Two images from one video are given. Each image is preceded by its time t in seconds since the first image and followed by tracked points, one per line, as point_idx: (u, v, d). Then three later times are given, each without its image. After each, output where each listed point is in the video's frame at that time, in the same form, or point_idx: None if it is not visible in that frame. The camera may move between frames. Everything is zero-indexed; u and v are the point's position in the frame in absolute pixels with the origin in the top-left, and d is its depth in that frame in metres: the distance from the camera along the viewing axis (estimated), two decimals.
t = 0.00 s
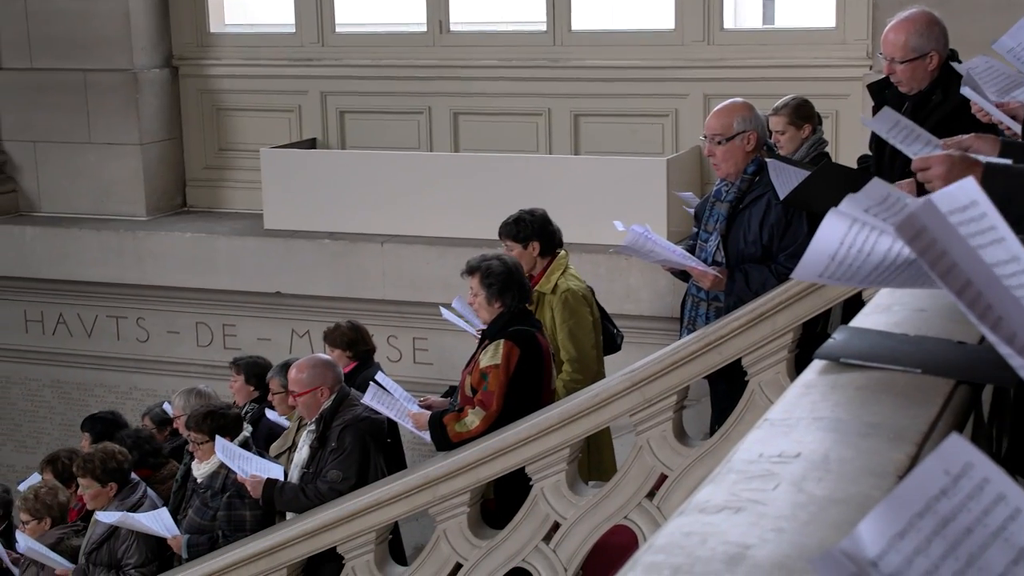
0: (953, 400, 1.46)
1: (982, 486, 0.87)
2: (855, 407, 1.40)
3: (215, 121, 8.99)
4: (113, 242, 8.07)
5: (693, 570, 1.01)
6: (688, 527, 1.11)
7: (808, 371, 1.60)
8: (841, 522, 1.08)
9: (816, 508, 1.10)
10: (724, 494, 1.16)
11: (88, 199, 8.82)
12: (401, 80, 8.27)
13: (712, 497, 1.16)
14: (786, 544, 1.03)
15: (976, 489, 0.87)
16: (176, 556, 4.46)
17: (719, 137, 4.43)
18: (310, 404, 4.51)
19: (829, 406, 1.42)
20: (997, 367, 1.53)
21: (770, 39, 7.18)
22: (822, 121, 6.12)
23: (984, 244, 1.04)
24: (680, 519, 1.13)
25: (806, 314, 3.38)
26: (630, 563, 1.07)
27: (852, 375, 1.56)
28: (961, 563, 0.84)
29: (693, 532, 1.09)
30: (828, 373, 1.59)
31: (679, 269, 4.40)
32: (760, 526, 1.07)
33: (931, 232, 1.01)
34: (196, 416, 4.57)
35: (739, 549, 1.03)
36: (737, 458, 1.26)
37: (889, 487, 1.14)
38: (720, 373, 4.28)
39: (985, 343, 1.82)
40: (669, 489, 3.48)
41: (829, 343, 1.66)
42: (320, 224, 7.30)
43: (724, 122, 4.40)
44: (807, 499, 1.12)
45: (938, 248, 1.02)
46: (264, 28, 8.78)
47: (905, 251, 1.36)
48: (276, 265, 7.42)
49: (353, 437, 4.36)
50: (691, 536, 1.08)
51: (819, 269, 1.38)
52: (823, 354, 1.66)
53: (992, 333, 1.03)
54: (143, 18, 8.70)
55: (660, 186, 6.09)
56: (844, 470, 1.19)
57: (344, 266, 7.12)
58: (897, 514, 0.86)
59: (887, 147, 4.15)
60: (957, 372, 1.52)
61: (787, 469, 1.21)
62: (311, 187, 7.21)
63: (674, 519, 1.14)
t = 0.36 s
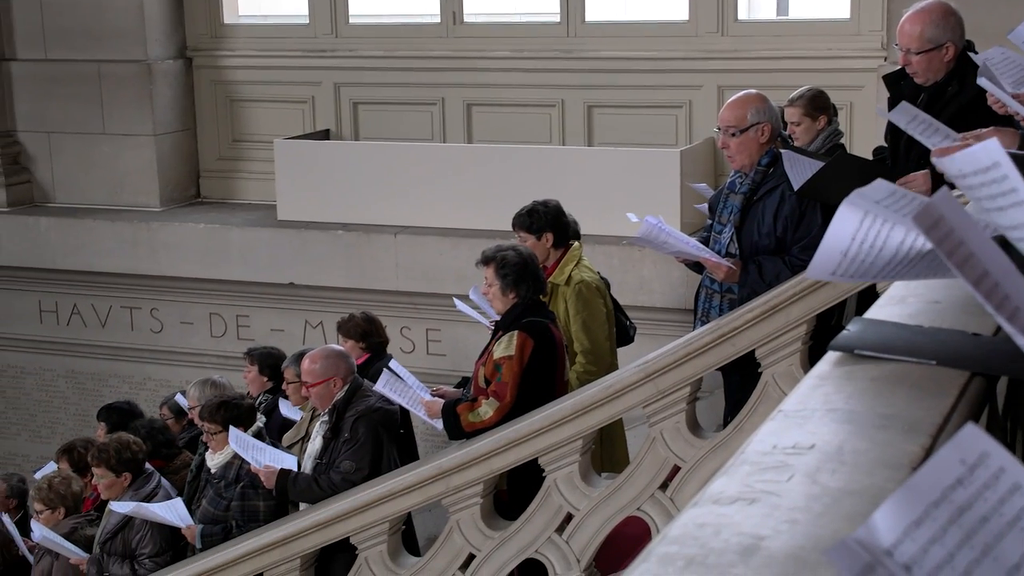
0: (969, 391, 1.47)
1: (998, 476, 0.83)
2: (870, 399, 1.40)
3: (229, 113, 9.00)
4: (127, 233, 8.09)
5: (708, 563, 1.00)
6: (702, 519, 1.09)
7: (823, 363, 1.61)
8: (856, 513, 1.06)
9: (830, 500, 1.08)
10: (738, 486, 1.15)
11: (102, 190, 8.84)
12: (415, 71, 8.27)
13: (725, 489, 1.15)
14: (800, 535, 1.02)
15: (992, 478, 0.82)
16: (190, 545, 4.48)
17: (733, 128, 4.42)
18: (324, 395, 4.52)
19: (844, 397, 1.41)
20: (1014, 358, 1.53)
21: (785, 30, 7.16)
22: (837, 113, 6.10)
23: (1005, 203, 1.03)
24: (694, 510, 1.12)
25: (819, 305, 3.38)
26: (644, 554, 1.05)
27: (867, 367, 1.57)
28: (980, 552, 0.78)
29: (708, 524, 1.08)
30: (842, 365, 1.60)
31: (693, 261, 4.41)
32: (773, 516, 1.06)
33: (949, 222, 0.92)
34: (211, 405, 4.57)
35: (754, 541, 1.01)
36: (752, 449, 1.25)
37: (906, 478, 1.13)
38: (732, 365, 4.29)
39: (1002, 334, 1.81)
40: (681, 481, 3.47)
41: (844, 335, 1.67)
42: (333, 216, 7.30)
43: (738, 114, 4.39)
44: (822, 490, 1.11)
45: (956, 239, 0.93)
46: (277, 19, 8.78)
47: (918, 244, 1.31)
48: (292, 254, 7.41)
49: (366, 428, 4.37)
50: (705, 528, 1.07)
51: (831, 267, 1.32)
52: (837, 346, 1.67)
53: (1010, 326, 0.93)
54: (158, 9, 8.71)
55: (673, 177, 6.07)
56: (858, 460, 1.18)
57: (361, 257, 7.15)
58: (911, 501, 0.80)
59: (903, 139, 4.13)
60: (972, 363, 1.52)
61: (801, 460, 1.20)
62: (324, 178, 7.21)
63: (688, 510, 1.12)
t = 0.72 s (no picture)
0: (980, 383, 1.48)
1: (1009, 469, 0.86)
2: (882, 391, 1.40)
3: (241, 103, 9.00)
4: (139, 224, 8.10)
5: (720, 553, 0.99)
6: (715, 510, 1.08)
7: (834, 355, 1.60)
8: (869, 505, 1.06)
9: (842, 492, 1.08)
10: (750, 477, 1.15)
11: (114, 181, 8.86)
12: (428, 63, 8.26)
13: (737, 480, 1.15)
14: (812, 528, 1.02)
15: (1002, 471, 0.86)
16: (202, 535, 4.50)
17: (746, 121, 4.40)
18: (334, 386, 4.51)
19: (857, 390, 1.42)
20: None
21: (798, 22, 7.14)
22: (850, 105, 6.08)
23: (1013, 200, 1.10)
24: (706, 501, 1.11)
25: (832, 297, 3.36)
26: (656, 545, 1.05)
27: (878, 360, 1.57)
28: (992, 544, 0.82)
29: (720, 514, 1.07)
30: (854, 357, 1.60)
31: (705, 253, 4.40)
32: (786, 508, 1.06)
33: (962, 214, 0.99)
34: (223, 396, 4.57)
35: (766, 532, 1.01)
36: (764, 440, 1.25)
37: (917, 470, 1.14)
38: (745, 357, 4.29)
39: (1015, 326, 1.81)
40: (693, 472, 3.48)
41: (857, 326, 1.67)
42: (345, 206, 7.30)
43: (750, 106, 4.36)
44: (834, 482, 1.11)
45: (971, 230, 0.99)
46: (290, 11, 8.78)
47: (932, 232, 1.41)
48: (305, 243, 7.44)
49: (377, 418, 4.38)
50: (717, 519, 1.06)
51: (846, 254, 1.46)
52: (851, 337, 1.66)
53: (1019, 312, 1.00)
54: None
55: (685, 168, 6.06)
56: (871, 453, 1.18)
57: (371, 248, 7.16)
58: (926, 494, 0.83)
59: (917, 131, 4.12)
60: (985, 356, 1.52)
61: (813, 452, 1.20)
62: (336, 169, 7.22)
63: (700, 501, 1.12)
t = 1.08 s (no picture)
0: (997, 375, 1.48)
1: None
2: (899, 381, 1.42)
3: (256, 94, 9.00)
4: (156, 214, 8.12)
5: (735, 544, 1.05)
6: (731, 501, 1.14)
7: (850, 346, 1.60)
8: (882, 495, 1.11)
9: (858, 482, 1.13)
10: (767, 467, 1.20)
11: (130, 171, 8.87)
12: (443, 53, 8.26)
13: (754, 470, 1.20)
14: (826, 519, 1.07)
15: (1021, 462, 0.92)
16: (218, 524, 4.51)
17: (761, 112, 4.39)
18: (349, 374, 4.53)
19: (874, 379, 1.44)
20: None
21: (815, 12, 7.10)
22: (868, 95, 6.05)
23: None
24: (724, 491, 1.17)
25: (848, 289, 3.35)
26: (674, 535, 1.11)
27: (895, 350, 1.56)
28: (1007, 534, 0.89)
29: (736, 505, 1.13)
30: (871, 348, 1.59)
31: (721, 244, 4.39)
32: (801, 499, 1.11)
33: (981, 203, 1.12)
34: (240, 385, 4.58)
35: (781, 523, 1.07)
36: (782, 430, 1.29)
37: (933, 462, 1.17)
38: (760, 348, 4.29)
39: None
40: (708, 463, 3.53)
41: (874, 317, 1.66)
42: (360, 197, 7.31)
43: (766, 97, 4.35)
44: (849, 473, 1.15)
45: (990, 220, 1.13)
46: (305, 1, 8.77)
47: (948, 223, 1.51)
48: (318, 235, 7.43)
49: (392, 409, 4.39)
50: (733, 510, 1.12)
51: (865, 245, 1.53)
52: (867, 328, 1.65)
53: None
54: None
55: (701, 159, 6.04)
56: (887, 444, 1.21)
57: (386, 238, 7.13)
58: (945, 484, 0.90)
59: (933, 122, 4.11)
60: (1002, 347, 1.53)
61: (829, 442, 1.24)
62: (352, 160, 7.23)
63: (718, 491, 1.17)
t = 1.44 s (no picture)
0: (1017, 367, 1.49)
1: None
2: (917, 373, 1.43)
3: (275, 84, 9.01)
4: (174, 203, 8.15)
5: (754, 535, 1.06)
6: (749, 491, 1.15)
7: (870, 337, 1.61)
8: (900, 487, 1.12)
9: (877, 474, 1.15)
10: (786, 458, 1.21)
11: (148, 160, 8.89)
12: (461, 43, 8.25)
13: (773, 461, 1.21)
14: (845, 509, 1.08)
15: None
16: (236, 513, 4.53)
17: (781, 100, 4.38)
18: (366, 364, 4.54)
19: (892, 371, 1.44)
20: None
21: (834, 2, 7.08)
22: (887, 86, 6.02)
23: None
24: (741, 482, 1.18)
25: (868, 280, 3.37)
26: (693, 524, 1.11)
27: (914, 343, 1.56)
28: None
29: (754, 496, 1.14)
30: (890, 339, 1.59)
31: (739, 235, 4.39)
32: (820, 490, 1.12)
33: (1003, 195, 1.21)
34: (258, 373, 4.59)
35: (800, 514, 1.08)
36: (801, 420, 1.30)
37: (952, 453, 1.19)
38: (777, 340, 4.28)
39: None
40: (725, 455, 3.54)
41: (892, 309, 1.66)
42: (378, 187, 7.32)
43: (786, 86, 4.34)
44: (868, 465, 1.17)
45: (1011, 209, 1.20)
46: None
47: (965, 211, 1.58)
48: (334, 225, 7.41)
49: (409, 398, 4.39)
50: (752, 500, 1.13)
51: (884, 231, 1.61)
52: (886, 320, 1.65)
53: None
54: None
55: (719, 150, 6.03)
56: (905, 436, 1.23)
57: (403, 228, 7.13)
58: (963, 475, 0.92)
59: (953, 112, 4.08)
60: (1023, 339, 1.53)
61: (848, 434, 1.25)
62: (371, 150, 7.25)
63: (735, 482, 1.18)
